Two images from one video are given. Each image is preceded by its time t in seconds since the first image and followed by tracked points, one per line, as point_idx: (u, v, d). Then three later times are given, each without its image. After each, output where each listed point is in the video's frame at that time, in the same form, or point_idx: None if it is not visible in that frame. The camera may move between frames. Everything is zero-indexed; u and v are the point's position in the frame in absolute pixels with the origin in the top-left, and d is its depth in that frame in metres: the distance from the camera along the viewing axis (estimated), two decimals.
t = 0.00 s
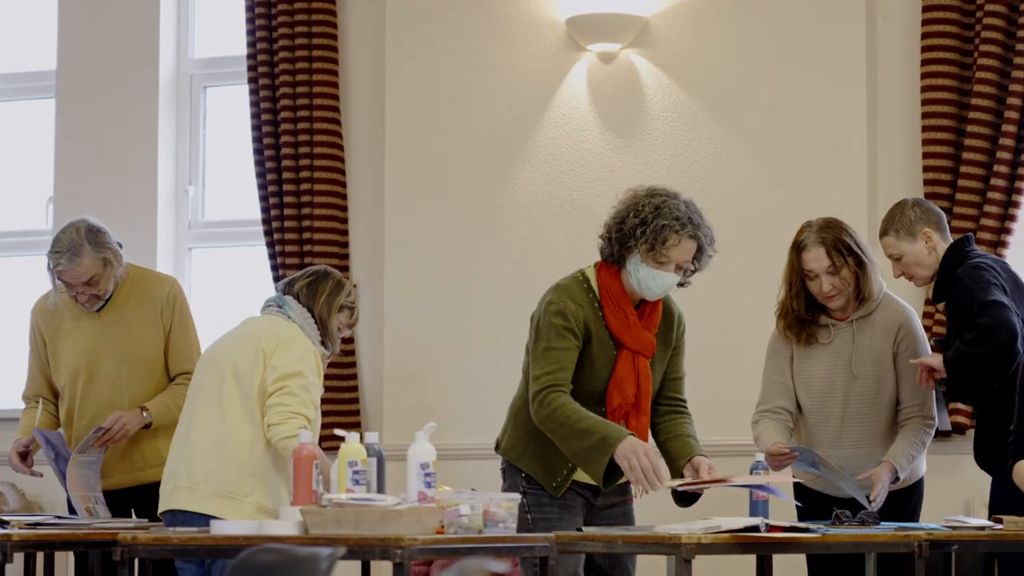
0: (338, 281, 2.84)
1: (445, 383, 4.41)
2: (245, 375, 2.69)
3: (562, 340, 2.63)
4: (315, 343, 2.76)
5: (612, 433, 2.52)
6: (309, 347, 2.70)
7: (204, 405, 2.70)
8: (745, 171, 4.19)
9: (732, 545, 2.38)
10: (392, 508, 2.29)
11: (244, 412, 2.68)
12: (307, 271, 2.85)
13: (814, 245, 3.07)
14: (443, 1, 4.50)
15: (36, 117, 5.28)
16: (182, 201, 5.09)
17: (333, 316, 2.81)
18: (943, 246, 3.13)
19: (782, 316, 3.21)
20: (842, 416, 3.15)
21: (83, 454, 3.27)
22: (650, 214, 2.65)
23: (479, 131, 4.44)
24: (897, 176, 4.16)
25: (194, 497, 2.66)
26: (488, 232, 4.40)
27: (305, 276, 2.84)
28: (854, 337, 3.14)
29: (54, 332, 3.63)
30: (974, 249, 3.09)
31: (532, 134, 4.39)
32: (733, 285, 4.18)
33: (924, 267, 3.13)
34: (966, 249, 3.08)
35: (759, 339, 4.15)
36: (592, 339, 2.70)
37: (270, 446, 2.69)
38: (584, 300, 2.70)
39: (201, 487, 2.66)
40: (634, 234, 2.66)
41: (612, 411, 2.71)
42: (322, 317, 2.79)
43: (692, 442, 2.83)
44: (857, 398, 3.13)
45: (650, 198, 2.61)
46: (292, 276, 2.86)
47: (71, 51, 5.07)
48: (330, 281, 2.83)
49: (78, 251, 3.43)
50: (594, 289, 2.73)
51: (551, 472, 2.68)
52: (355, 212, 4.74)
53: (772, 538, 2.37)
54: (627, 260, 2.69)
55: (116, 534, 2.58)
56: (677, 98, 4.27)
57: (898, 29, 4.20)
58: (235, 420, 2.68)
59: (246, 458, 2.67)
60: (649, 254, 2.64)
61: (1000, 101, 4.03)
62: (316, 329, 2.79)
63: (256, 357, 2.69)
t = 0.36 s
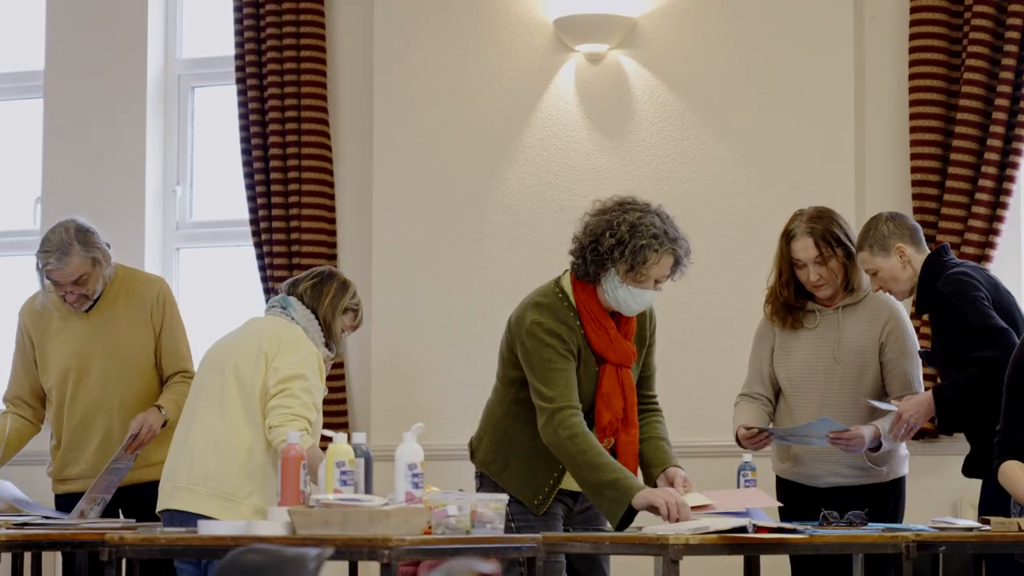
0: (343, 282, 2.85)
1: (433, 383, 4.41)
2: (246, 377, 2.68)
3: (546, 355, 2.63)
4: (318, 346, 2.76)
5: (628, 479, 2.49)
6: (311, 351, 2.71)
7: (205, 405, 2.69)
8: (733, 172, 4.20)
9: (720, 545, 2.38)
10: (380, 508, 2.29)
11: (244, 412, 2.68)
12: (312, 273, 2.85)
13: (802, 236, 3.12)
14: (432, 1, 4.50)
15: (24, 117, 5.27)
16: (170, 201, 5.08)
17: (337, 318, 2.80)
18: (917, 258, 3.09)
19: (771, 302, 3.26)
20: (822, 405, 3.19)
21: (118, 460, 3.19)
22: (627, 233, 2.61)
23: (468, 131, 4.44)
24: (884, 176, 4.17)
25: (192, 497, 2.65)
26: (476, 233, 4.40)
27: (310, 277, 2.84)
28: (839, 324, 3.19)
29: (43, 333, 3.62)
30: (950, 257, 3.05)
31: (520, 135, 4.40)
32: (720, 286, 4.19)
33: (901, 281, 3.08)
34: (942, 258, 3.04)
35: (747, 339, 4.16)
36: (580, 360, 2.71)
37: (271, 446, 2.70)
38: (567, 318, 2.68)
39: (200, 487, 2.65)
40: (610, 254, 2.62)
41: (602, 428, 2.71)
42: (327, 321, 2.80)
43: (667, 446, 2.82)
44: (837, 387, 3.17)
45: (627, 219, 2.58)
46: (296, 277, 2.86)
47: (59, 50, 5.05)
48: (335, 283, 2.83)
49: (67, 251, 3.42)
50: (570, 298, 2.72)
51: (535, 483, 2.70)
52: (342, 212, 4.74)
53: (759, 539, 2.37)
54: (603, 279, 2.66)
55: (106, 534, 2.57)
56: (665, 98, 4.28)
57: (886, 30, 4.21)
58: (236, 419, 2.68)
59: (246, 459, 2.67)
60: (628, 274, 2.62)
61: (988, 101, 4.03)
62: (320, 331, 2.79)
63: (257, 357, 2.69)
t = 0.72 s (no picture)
0: (338, 280, 2.85)
1: (421, 383, 4.41)
2: (241, 376, 2.68)
3: (535, 357, 2.63)
4: (314, 346, 2.78)
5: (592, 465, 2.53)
6: (307, 351, 2.70)
7: (199, 404, 2.69)
8: (720, 171, 4.21)
9: (707, 545, 2.38)
10: (367, 508, 2.29)
11: (239, 412, 2.69)
12: (307, 271, 2.85)
13: (781, 235, 3.14)
14: None
15: (11, 116, 5.26)
16: (158, 200, 5.07)
17: (333, 317, 2.81)
18: (891, 281, 2.98)
19: (757, 297, 3.28)
20: (808, 400, 3.21)
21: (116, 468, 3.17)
22: (622, 238, 2.59)
23: (457, 130, 4.44)
24: (872, 176, 4.19)
25: (185, 496, 2.65)
26: (464, 232, 4.41)
27: (305, 276, 2.84)
28: (825, 319, 3.19)
29: (31, 332, 3.61)
30: (922, 272, 2.91)
31: (508, 134, 4.40)
32: (708, 285, 4.20)
33: (877, 304, 2.98)
34: (914, 274, 2.90)
35: (735, 339, 4.17)
36: (561, 359, 2.69)
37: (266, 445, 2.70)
38: (551, 319, 2.67)
39: (192, 487, 2.65)
40: (605, 257, 2.61)
41: (588, 426, 2.74)
42: (323, 319, 2.80)
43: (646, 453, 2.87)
44: (822, 379, 3.19)
45: (622, 225, 2.55)
46: (292, 276, 2.86)
47: (45, 49, 5.04)
48: (329, 282, 2.83)
49: (56, 250, 3.41)
50: (555, 298, 2.71)
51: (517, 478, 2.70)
52: (331, 211, 4.73)
53: (746, 538, 2.38)
54: (595, 279, 2.65)
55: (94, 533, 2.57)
56: (653, 98, 4.29)
57: (874, 30, 4.22)
58: (231, 419, 2.68)
59: (239, 459, 2.67)
60: (622, 278, 2.61)
61: (976, 101, 4.03)
62: (316, 330, 2.80)
63: (253, 358, 2.69)
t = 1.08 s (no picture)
0: (326, 280, 2.85)
1: (409, 383, 4.41)
2: (221, 378, 2.71)
3: (514, 361, 2.64)
4: (297, 347, 2.77)
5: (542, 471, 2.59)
6: (291, 355, 2.70)
7: (182, 405, 2.74)
8: (707, 172, 4.22)
9: (694, 546, 2.39)
10: (354, 509, 2.29)
11: (219, 413, 2.71)
12: (296, 272, 2.86)
13: (765, 236, 3.16)
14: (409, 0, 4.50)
15: None
16: (145, 201, 5.06)
17: (319, 318, 2.79)
18: (866, 295, 2.95)
19: (742, 300, 3.28)
20: (794, 401, 3.22)
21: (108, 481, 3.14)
22: (618, 243, 2.59)
23: (445, 130, 4.45)
24: (859, 177, 4.20)
25: (164, 495, 2.70)
26: (452, 232, 4.41)
27: (293, 277, 2.84)
28: (811, 321, 3.21)
29: (19, 333, 3.60)
30: (897, 282, 2.89)
31: (495, 135, 4.41)
32: (695, 286, 4.21)
33: (853, 319, 2.95)
34: (888, 284, 2.88)
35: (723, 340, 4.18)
36: (545, 355, 2.70)
37: (250, 446, 2.72)
38: (537, 316, 2.69)
39: (172, 486, 2.70)
40: (599, 261, 2.61)
41: (573, 425, 2.73)
42: (308, 321, 2.79)
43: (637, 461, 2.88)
44: (807, 380, 3.20)
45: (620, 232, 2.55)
46: (281, 277, 2.87)
47: (32, 49, 5.03)
48: (316, 283, 2.83)
49: (45, 251, 3.41)
50: (543, 298, 2.72)
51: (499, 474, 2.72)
52: (318, 212, 4.73)
53: (733, 539, 2.38)
54: (588, 280, 2.66)
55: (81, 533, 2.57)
56: (640, 99, 4.29)
57: (861, 31, 4.23)
58: (211, 420, 2.71)
59: (218, 459, 2.69)
60: (615, 282, 2.62)
61: (963, 101, 4.04)
62: (301, 332, 2.79)
63: (234, 360, 2.71)
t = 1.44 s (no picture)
0: (308, 280, 2.84)
1: (397, 383, 4.41)
2: (200, 379, 2.71)
3: (482, 354, 2.66)
4: (280, 348, 2.76)
5: (471, 458, 2.61)
6: (269, 355, 2.71)
7: (163, 406, 2.74)
8: (694, 171, 4.22)
9: (681, 545, 2.39)
10: (341, 508, 2.29)
11: (201, 415, 2.72)
12: (278, 273, 2.85)
13: (751, 237, 3.17)
14: None
15: None
16: (132, 201, 5.05)
17: (300, 318, 2.79)
18: (850, 295, 2.93)
19: (728, 301, 3.29)
20: (778, 400, 3.23)
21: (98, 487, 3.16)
22: (600, 241, 2.61)
23: (431, 130, 4.45)
24: (846, 176, 4.21)
25: (146, 496, 2.71)
26: (439, 232, 4.41)
27: (275, 277, 2.83)
28: (795, 321, 3.22)
29: (6, 334, 3.60)
30: (880, 283, 2.89)
31: (482, 134, 4.41)
32: (681, 285, 4.22)
33: (836, 320, 2.94)
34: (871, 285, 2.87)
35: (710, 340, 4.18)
36: (519, 349, 2.71)
37: (231, 447, 2.72)
38: (514, 309, 2.71)
39: (153, 487, 2.70)
40: (581, 259, 2.62)
41: (553, 418, 2.74)
42: (289, 321, 2.77)
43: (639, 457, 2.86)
44: (794, 380, 3.21)
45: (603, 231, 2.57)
46: (263, 278, 2.86)
47: (18, 49, 5.02)
48: (297, 282, 2.82)
49: (32, 253, 3.40)
50: (522, 294, 2.74)
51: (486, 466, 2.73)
52: (304, 212, 4.73)
53: (719, 539, 2.39)
54: (568, 279, 2.67)
55: (68, 533, 2.57)
56: (627, 98, 4.30)
57: (847, 30, 4.25)
58: (191, 422, 2.71)
59: (199, 460, 2.69)
60: (597, 280, 2.64)
61: (950, 101, 4.05)
62: (283, 333, 2.77)
63: (215, 361, 2.71)
